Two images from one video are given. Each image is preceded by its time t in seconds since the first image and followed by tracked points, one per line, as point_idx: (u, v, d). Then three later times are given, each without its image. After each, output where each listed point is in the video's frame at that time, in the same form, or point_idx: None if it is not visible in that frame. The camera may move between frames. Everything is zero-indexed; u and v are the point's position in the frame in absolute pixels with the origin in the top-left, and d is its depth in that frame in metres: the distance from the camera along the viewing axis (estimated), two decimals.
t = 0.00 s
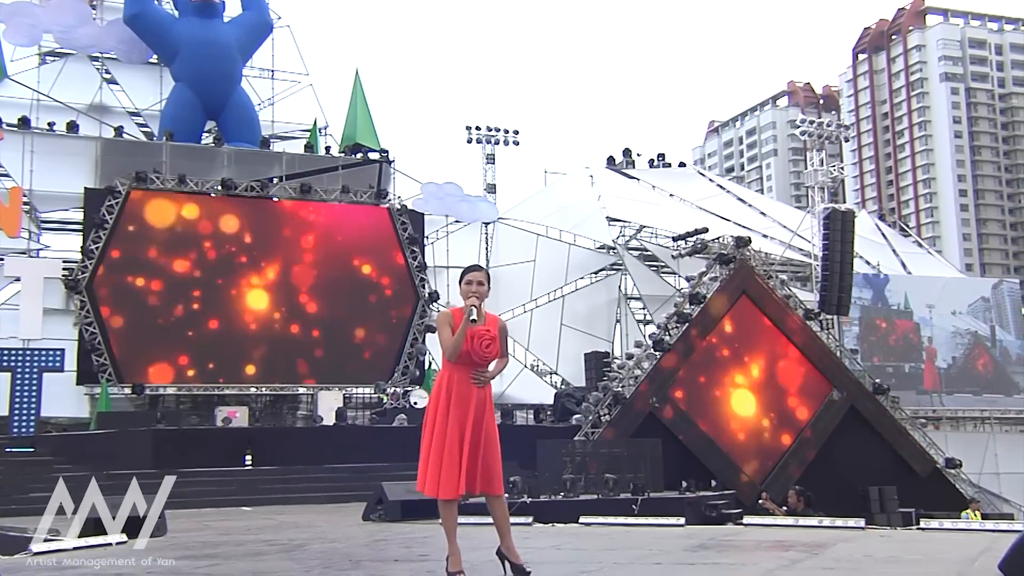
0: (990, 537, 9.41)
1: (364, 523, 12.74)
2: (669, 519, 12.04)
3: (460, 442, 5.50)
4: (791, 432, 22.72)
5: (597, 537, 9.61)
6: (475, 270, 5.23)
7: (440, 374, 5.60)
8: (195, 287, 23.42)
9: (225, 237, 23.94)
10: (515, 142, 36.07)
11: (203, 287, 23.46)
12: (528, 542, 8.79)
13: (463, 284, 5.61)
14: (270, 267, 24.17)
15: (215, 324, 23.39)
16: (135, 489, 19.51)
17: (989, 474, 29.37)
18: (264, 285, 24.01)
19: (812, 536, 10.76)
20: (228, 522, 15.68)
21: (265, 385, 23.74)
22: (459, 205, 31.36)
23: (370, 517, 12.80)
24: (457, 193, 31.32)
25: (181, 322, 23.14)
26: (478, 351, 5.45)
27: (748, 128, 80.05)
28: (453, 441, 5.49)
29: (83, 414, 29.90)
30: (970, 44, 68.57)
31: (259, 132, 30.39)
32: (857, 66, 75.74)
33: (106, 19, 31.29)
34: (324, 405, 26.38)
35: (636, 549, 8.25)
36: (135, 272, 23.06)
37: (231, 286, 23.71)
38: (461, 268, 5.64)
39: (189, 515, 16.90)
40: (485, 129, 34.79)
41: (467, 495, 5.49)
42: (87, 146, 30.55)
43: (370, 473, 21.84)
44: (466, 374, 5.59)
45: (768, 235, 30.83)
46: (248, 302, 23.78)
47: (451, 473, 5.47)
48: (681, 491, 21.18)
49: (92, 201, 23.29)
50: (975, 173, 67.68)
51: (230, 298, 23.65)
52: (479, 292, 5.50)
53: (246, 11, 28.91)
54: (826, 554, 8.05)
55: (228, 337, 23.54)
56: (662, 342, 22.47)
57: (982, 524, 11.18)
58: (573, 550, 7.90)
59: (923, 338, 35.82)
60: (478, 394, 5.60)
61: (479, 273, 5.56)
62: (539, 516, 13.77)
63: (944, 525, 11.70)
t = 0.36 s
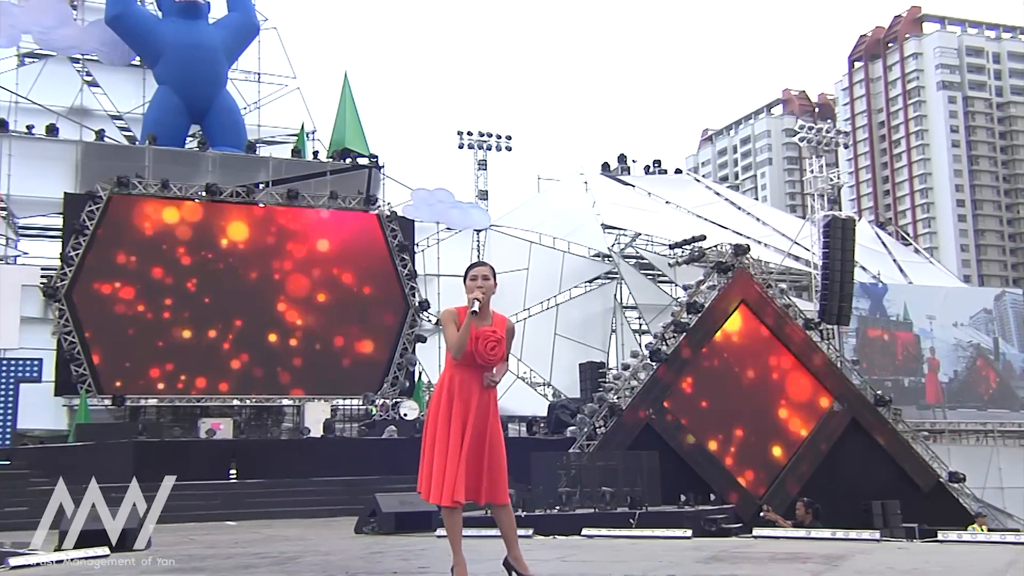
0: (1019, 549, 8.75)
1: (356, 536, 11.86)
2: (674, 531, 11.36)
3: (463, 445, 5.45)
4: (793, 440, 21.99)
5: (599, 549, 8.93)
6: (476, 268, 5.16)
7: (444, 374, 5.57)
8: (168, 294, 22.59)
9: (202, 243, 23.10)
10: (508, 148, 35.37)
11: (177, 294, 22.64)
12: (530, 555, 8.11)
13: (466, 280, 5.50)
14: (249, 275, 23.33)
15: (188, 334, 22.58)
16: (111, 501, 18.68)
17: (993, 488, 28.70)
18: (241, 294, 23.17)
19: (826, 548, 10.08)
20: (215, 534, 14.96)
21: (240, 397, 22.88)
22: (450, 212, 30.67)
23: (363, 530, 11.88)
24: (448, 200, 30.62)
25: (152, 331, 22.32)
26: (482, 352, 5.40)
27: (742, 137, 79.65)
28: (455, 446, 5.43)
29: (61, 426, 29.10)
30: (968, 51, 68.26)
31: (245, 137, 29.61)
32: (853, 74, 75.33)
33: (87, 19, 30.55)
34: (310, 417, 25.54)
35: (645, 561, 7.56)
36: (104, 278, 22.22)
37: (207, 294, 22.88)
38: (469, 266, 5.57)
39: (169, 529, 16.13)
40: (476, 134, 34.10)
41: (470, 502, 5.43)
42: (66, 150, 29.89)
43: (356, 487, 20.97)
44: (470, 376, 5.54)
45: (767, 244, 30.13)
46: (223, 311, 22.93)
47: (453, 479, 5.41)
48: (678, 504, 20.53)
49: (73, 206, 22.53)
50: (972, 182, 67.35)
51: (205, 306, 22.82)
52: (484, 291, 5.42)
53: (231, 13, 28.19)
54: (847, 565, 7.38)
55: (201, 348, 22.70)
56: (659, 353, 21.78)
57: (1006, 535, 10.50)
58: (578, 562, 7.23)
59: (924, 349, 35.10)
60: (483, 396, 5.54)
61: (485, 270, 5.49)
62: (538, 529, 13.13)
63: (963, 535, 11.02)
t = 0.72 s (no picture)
0: None
1: (348, 548, 11.16)
2: (682, 543, 10.65)
3: (468, 451, 5.37)
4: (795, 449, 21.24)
5: (607, 561, 8.18)
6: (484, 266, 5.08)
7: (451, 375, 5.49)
8: (137, 302, 21.73)
9: (176, 249, 22.25)
10: (499, 153, 34.69)
11: (147, 302, 21.77)
12: (533, 569, 7.36)
13: (475, 275, 5.40)
14: (224, 281, 22.46)
15: (158, 343, 21.67)
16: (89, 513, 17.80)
17: (995, 502, 28.07)
18: (216, 301, 22.29)
19: (845, 559, 9.36)
20: (200, 547, 14.28)
21: (214, 408, 21.96)
22: (441, 219, 30.05)
23: (355, 542, 11.19)
24: (440, 207, 29.97)
25: (124, 340, 21.46)
26: (490, 353, 5.33)
27: (736, 145, 79.26)
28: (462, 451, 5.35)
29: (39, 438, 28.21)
30: (964, 59, 67.92)
31: (231, 141, 28.85)
32: (848, 82, 74.55)
33: (69, 20, 29.80)
34: (297, 428, 24.64)
35: None
36: (70, 284, 21.38)
37: (180, 302, 22.01)
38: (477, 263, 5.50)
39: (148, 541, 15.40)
40: (467, 140, 33.46)
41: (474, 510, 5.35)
42: (47, 154, 29.12)
43: (343, 500, 20.11)
44: (476, 378, 5.47)
45: (764, 252, 29.45)
46: (197, 319, 22.04)
47: (457, 486, 5.32)
48: (677, 518, 19.79)
49: (54, 212, 21.87)
50: (968, 193, 67.18)
51: (176, 314, 21.93)
52: (493, 288, 5.34)
53: (217, 14, 27.53)
54: None
55: (173, 357, 21.79)
56: (655, 362, 21.16)
57: None
58: None
59: (923, 362, 34.54)
60: (491, 398, 5.46)
61: (494, 266, 5.41)
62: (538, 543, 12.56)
63: (985, 547, 10.42)
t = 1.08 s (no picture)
0: None
1: (338, 559, 10.51)
2: (684, 556, 10.02)
3: (472, 450, 5.28)
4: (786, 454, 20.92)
5: None
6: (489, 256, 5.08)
7: (456, 372, 5.43)
8: (102, 306, 20.92)
9: (152, 252, 21.51)
10: (488, 156, 34.04)
11: (112, 307, 20.96)
12: None
13: (480, 267, 5.40)
14: (203, 286, 21.72)
15: (123, 350, 20.85)
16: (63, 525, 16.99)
17: (994, 514, 27.46)
18: (185, 307, 21.47)
19: None
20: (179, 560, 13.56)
21: (182, 417, 21.10)
22: (428, 223, 29.40)
23: (346, 553, 10.51)
24: (427, 210, 29.37)
25: (101, 347, 20.72)
26: (497, 347, 5.29)
27: (725, 151, 78.96)
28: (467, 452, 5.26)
29: (13, 446, 27.34)
30: (956, 66, 67.79)
31: (213, 142, 28.04)
32: (839, 88, 74.09)
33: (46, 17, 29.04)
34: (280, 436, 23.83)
35: None
36: (41, 289, 20.63)
37: (147, 307, 21.23)
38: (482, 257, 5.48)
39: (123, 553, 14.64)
40: (456, 142, 32.83)
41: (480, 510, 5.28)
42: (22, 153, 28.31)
43: (329, 511, 19.32)
44: (481, 374, 5.41)
45: (759, 257, 28.84)
46: (164, 325, 21.22)
47: (462, 488, 5.24)
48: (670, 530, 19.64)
49: (29, 214, 21.10)
50: (961, 200, 66.91)
51: (143, 319, 21.14)
52: (498, 280, 5.31)
53: (199, 12, 26.86)
54: None
55: (138, 364, 20.95)
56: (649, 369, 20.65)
57: None
58: None
59: (918, 372, 34.00)
60: (497, 395, 5.40)
61: (499, 258, 5.41)
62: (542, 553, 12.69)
63: (1010, 563, 9.79)
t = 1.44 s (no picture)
0: None
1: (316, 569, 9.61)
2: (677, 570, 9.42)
3: (474, 448, 5.45)
4: (760, 465, 21.32)
5: None
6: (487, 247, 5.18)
7: (457, 369, 5.57)
8: (63, 309, 19.99)
9: (115, 252, 20.56)
10: (466, 158, 33.35)
11: (67, 311, 20.00)
12: None
13: (479, 258, 5.52)
14: (168, 288, 20.85)
15: (72, 354, 19.92)
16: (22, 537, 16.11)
17: (978, 525, 26.91)
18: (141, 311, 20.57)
19: None
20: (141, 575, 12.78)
21: (136, 425, 20.25)
22: (404, 225, 28.74)
23: (325, 562, 9.60)
24: (403, 212, 28.71)
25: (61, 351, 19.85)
26: (498, 341, 5.41)
27: (704, 157, 78.73)
28: (467, 451, 5.43)
29: None
30: (936, 72, 67.86)
31: (182, 140, 27.14)
32: (818, 93, 73.74)
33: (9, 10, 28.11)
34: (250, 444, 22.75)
35: None
36: None
37: (98, 311, 20.26)
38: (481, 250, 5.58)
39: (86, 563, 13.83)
40: (433, 143, 32.16)
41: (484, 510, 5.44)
42: None
43: (301, 520, 18.45)
44: (483, 370, 5.54)
45: (741, 262, 28.32)
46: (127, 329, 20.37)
47: (464, 487, 5.42)
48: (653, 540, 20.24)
49: None
50: (940, 208, 66.89)
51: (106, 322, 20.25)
52: (497, 272, 5.41)
53: (168, 7, 26.12)
54: None
55: (88, 369, 20.03)
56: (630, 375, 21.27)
57: None
58: None
59: (897, 381, 33.51)
60: (499, 392, 5.55)
61: (497, 249, 5.49)
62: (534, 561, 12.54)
63: None
